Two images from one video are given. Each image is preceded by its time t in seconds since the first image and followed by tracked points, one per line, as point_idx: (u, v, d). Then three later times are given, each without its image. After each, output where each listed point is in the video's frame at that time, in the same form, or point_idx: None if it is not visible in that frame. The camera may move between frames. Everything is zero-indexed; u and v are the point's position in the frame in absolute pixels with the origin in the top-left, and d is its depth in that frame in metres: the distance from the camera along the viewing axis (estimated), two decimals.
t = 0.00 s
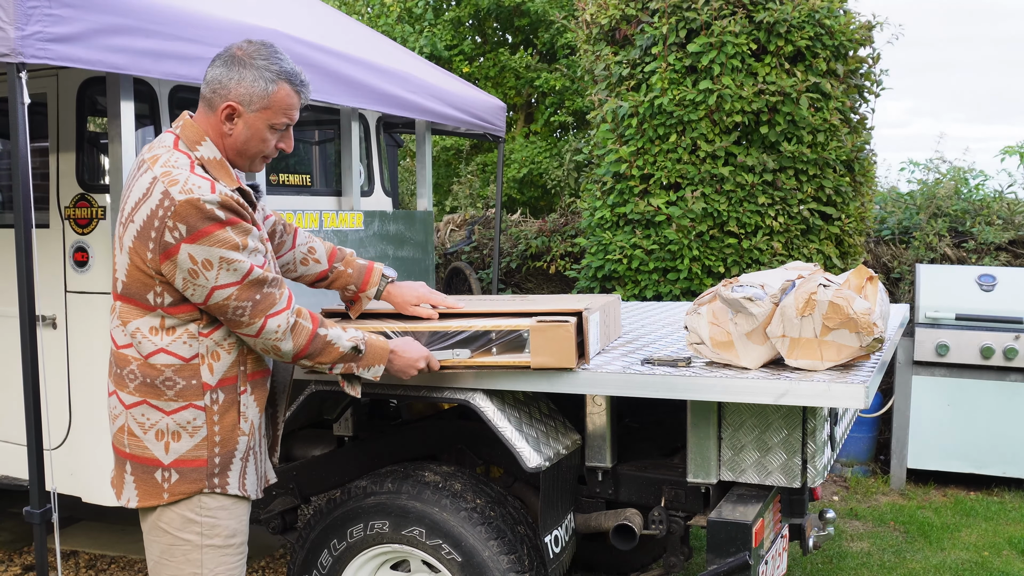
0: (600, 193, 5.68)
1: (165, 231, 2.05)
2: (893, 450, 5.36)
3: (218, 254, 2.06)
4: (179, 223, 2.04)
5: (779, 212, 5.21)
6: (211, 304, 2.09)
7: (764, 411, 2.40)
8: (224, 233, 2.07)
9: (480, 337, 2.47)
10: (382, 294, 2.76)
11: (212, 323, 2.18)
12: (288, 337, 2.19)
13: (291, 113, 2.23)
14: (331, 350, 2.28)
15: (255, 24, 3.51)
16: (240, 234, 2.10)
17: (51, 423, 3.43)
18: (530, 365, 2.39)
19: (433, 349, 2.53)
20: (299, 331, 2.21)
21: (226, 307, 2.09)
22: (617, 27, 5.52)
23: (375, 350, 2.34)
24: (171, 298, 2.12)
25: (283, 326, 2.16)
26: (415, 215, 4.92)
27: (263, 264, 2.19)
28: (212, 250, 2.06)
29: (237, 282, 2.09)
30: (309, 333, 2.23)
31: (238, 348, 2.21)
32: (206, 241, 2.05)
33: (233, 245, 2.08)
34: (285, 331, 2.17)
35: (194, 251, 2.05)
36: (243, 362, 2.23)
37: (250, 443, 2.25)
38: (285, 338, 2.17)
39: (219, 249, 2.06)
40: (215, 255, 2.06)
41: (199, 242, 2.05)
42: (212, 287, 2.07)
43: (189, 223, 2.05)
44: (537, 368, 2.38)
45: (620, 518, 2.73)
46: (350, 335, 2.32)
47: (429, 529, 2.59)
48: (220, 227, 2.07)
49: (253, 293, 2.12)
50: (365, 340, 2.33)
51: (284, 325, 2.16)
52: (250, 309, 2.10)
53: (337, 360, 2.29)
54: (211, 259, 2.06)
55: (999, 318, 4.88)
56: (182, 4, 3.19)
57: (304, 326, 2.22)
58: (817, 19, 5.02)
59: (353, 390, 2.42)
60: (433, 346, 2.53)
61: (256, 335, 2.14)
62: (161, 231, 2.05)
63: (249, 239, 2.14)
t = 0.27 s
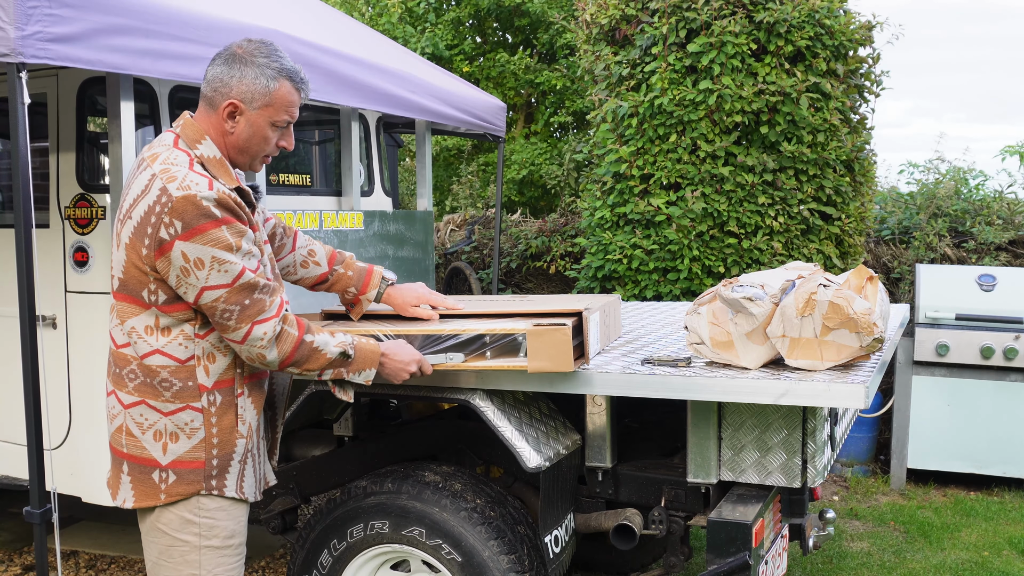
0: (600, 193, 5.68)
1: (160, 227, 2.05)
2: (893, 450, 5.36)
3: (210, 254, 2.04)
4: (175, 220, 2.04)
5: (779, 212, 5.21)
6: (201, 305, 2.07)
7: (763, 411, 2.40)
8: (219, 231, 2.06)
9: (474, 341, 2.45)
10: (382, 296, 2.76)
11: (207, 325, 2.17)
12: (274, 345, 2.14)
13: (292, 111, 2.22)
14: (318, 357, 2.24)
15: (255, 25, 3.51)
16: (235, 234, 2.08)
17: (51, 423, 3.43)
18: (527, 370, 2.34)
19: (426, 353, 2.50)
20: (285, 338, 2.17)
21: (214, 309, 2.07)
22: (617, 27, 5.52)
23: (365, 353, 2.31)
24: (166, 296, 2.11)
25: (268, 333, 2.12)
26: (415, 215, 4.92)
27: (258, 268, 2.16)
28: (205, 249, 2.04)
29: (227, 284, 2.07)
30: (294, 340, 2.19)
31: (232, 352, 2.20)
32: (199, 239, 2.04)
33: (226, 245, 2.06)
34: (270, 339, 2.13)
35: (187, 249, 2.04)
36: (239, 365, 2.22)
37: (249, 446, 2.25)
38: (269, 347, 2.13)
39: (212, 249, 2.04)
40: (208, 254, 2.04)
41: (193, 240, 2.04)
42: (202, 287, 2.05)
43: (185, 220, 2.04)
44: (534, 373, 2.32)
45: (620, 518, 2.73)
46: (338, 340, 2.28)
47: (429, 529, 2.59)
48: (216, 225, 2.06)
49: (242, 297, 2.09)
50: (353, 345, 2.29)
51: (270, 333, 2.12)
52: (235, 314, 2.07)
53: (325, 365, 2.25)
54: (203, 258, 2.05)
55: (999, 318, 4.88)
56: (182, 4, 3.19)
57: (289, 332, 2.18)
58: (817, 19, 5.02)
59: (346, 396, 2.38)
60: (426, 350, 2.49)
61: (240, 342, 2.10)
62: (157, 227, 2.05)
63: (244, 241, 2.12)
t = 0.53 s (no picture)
0: (600, 194, 5.68)
1: (155, 225, 2.05)
2: (893, 450, 5.35)
3: (199, 254, 2.04)
4: (169, 218, 2.03)
5: (779, 212, 5.21)
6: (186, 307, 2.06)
7: (763, 411, 2.40)
8: (210, 233, 2.04)
9: (465, 347, 2.36)
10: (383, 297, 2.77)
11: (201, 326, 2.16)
12: (251, 354, 2.10)
13: (292, 108, 2.22)
14: (297, 365, 2.19)
15: (255, 25, 3.51)
16: (226, 237, 2.07)
17: (51, 423, 3.43)
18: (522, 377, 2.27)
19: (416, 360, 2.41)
20: (262, 346, 2.12)
21: (196, 312, 2.06)
22: (617, 27, 5.52)
23: (349, 361, 2.26)
24: (159, 294, 2.12)
25: (245, 342, 2.08)
26: (415, 215, 4.92)
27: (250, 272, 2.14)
28: (196, 250, 2.04)
29: (211, 288, 2.05)
30: (272, 348, 2.14)
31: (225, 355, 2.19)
32: (190, 239, 2.03)
33: (217, 247, 2.05)
34: (247, 348, 2.09)
35: (178, 247, 2.03)
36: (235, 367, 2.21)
37: (247, 447, 2.24)
38: (245, 357, 2.09)
39: (203, 250, 2.04)
40: (198, 254, 2.04)
41: (185, 239, 2.03)
42: (185, 288, 2.05)
43: (179, 218, 2.04)
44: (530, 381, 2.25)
45: (620, 518, 2.73)
46: (320, 348, 2.24)
47: (429, 529, 2.59)
48: (208, 226, 2.05)
49: (225, 302, 2.07)
50: (336, 354, 2.25)
51: (246, 341, 2.08)
52: (215, 320, 2.06)
53: (305, 374, 2.20)
54: (191, 258, 2.04)
55: (999, 318, 4.88)
56: (182, 4, 3.19)
57: (266, 340, 2.13)
58: (817, 19, 5.02)
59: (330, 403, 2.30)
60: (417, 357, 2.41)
61: (217, 347, 2.08)
62: (151, 224, 2.05)
63: (236, 245, 2.10)
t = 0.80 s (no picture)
0: (600, 193, 5.68)
1: (147, 223, 2.05)
2: (893, 450, 5.36)
3: (187, 254, 2.03)
4: (161, 217, 2.03)
5: (779, 212, 5.21)
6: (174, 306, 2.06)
7: (764, 411, 2.40)
8: (200, 233, 2.03)
9: (463, 351, 2.35)
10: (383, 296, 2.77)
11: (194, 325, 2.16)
12: (236, 355, 2.09)
13: (288, 106, 2.22)
14: (284, 368, 2.17)
15: (255, 24, 3.51)
16: (216, 238, 2.05)
17: (51, 423, 3.43)
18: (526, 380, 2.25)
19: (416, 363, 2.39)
20: (246, 348, 2.10)
21: (182, 312, 2.05)
22: (617, 27, 5.52)
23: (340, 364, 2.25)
24: (151, 293, 2.12)
25: (230, 343, 2.07)
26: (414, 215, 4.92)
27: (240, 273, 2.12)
28: (185, 250, 2.03)
29: (198, 288, 2.04)
30: (257, 350, 2.12)
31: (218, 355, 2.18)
32: (179, 238, 2.03)
33: (206, 248, 2.04)
34: (230, 350, 2.07)
35: (167, 247, 2.03)
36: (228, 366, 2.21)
37: (240, 446, 2.24)
38: (230, 359, 2.08)
39: (192, 249, 2.03)
40: (186, 254, 2.03)
41: (174, 238, 2.03)
42: (173, 287, 2.04)
43: (170, 217, 2.03)
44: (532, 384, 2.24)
45: (620, 518, 2.73)
46: (309, 352, 2.22)
47: (429, 529, 2.59)
48: (198, 226, 2.04)
49: (210, 304, 2.05)
50: (327, 357, 2.24)
51: (230, 343, 2.06)
52: (198, 321, 2.05)
53: (291, 377, 2.19)
54: (180, 258, 2.03)
55: (999, 318, 4.88)
56: (182, 4, 3.19)
57: (252, 342, 2.11)
58: (817, 19, 5.02)
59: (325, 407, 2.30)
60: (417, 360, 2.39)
61: (201, 348, 2.07)
62: (143, 222, 2.05)
63: (227, 246, 2.08)
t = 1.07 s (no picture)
0: (600, 194, 5.68)
1: (142, 222, 2.06)
2: (893, 450, 5.36)
3: (180, 254, 2.02)
4: (155, 216, 2.04)
5: (779, 212, 5.21)
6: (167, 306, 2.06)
7: (763, 411, 2.40)
8: (193, 232, 2.03)
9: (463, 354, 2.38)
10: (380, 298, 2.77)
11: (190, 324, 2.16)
12: (224, 357, 2.08)
13: (287, 108, 2.22)
14: (271, 372, 2.16)
15: (254, 24, 3.51)
16: (209, 238, 2.05)
17: (51, 424, 3.43)
18: (522, 382, 2.25)
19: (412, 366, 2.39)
20: (234, 350, 2.09)
21: (172, 311, 2.05)
22: (617, 27, 5.52)
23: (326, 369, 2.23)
24: (146, 291, 2.13)
25: (219, 345, 2.05)
26: (415, 215, 4.92)
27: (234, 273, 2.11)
28: (177, 249, 2.03)
29: (189, 288, 2.04)
30: (245, 353, 2.10)
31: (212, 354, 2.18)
32: (172, 237, 2.03)
33: (198, 248, 2.03)
34: (219, 351, 2.06)
35: (160, 246, 2.03)
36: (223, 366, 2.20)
37: (236, 445, 2.23)
38: (218, 360, 2.07)
39: (183, 249, 2.03)
40: (179, 253, 2.02)
41: (167, 238, 2.03)
42: (165, 285, 2.04)
43: (164, 217, 2.03)
44: (529, 386, 2.24)
45: (620, 518, 2.73)
46: (298, 356, 2.20)
47: (429, 529, 2.59)
48: (191, 225, 2.03)
49: (200, 305, 2.05)
50: (315, 363, 2.22)
51: (217, 344, 2.05)
52: (187, 321, 2.05)
53: (279, 381, 2.17)
54: (172, 257, 2.03)
55: (999, 318, 4.88)
56: (181, 3, 3.19)
57: (240, 344, 2.09)
58: (817, 19, 5.02)
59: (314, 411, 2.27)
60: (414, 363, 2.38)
61: (191, 347, 2.07)
62: (139, 221, 2.06)
63: (221, 247, 2.07)
